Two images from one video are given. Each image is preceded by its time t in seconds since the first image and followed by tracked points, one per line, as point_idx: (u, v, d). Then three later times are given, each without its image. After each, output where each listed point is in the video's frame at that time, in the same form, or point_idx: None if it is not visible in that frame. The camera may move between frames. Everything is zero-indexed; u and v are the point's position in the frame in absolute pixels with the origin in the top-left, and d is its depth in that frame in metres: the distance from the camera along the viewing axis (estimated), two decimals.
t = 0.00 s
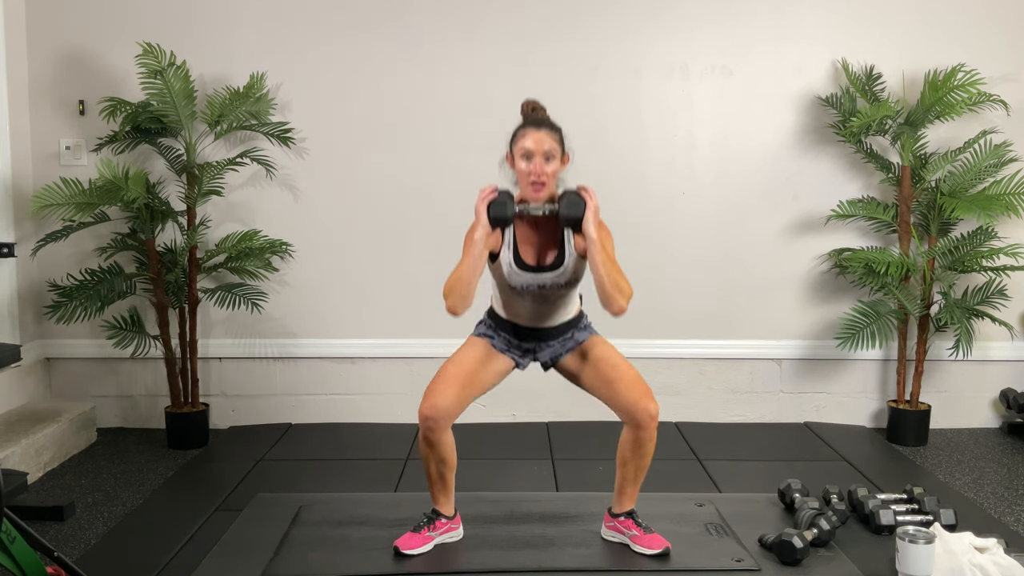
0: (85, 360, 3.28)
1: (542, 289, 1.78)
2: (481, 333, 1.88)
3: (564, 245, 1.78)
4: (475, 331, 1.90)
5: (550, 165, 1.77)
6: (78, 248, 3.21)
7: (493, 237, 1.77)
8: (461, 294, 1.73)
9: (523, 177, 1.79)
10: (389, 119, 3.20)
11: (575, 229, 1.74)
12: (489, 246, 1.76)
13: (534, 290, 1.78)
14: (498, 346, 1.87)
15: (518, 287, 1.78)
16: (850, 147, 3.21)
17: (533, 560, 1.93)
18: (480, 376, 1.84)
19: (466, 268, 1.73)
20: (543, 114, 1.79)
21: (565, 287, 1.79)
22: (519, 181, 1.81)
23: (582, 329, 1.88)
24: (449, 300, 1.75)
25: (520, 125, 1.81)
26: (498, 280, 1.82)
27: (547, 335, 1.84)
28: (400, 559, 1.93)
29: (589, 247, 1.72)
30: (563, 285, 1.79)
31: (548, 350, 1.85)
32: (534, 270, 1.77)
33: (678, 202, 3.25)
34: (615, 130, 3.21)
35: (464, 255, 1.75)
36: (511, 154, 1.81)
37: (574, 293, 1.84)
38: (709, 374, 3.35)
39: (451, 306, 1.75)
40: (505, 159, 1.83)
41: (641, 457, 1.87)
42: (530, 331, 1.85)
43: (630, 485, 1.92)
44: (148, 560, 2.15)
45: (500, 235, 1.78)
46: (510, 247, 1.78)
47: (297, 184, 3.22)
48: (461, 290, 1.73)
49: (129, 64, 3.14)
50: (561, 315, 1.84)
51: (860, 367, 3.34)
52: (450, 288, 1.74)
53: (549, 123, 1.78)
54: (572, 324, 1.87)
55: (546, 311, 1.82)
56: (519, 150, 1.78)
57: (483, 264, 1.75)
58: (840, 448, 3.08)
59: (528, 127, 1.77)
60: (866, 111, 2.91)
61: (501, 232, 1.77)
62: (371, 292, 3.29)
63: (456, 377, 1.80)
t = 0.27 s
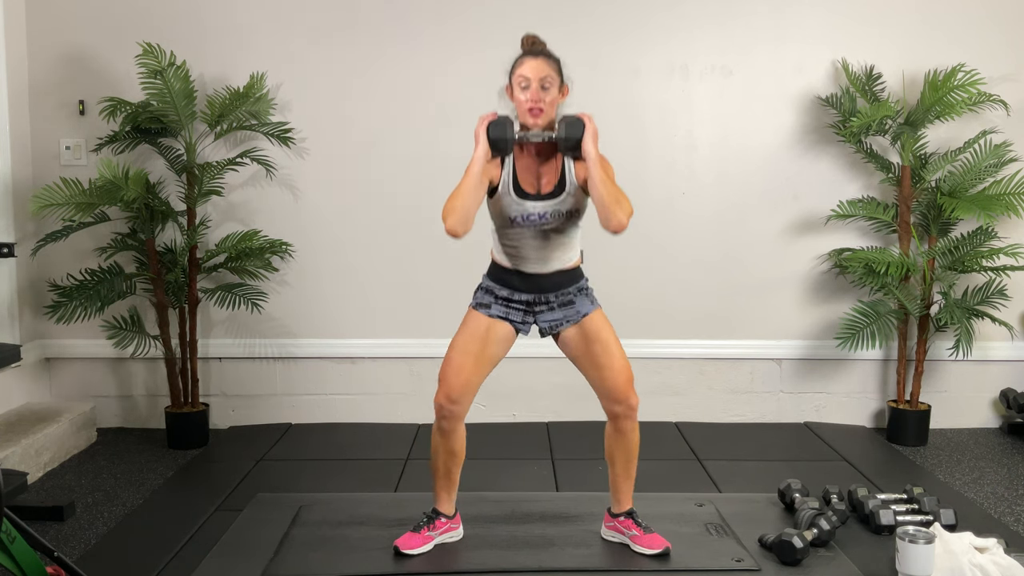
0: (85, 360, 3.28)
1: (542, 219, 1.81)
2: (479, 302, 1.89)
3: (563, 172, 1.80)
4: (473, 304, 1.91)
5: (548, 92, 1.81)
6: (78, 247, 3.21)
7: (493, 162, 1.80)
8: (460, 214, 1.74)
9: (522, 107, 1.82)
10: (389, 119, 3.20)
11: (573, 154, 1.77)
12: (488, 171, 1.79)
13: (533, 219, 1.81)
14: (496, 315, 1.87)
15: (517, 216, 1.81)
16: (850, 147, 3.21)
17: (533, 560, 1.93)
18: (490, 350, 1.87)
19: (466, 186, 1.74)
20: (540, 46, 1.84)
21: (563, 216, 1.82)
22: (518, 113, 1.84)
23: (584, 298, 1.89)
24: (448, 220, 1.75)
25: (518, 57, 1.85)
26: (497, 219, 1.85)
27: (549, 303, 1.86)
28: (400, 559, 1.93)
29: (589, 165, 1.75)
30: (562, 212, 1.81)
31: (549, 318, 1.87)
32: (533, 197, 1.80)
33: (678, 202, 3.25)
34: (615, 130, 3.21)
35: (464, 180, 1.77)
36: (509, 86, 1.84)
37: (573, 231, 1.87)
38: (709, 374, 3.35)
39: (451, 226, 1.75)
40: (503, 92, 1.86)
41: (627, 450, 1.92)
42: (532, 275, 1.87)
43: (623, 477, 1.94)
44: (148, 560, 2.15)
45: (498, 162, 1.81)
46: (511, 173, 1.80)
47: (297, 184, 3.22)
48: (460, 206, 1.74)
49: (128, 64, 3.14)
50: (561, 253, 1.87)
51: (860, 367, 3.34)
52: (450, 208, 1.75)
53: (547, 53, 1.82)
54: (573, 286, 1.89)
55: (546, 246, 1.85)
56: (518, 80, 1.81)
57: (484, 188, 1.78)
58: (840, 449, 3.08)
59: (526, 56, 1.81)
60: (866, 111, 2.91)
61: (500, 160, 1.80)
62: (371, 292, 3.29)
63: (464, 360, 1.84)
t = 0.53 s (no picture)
0: (85, 360, 3.28)
1: (541, 186, 1.83)
2: (478, 298, 1.89)
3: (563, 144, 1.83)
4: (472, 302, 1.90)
5: (548, 68, 1.83)
6: (78, 247, 3.21)
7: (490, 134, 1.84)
8: (459, 178, 1.76)
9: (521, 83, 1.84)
10: (389, 119, 3.20)
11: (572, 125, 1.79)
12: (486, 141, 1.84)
13: (532, 186, 1.82)
14: (494, 313, 1.86)
15: (515, 184, 1.83)
16: (851, 147, 3.21)
17: (532, 560, 1.93)
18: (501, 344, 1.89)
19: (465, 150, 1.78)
20: (542, 24, 1.85)
21: (562, 184, 1.84)
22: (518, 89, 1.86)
23: (582, 293, 1.89)
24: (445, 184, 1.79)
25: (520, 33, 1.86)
26: (494, 189, 1.87)
27: (547, 296, 1.86)
28: (400, 559, 1.93)
29: (590, 138, 1.77)
30: (562, 179, 1.83)
31: (547, 313, 1.86)
32: (531, 163, 1.82)
33: (678, 202, 3.25)
34: (614, 130, 3.21)
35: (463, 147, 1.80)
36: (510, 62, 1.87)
37: (572, 202, 1.89)
38: (709, 374, 3.35)
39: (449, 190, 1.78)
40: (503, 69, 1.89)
41: (610, 448, 1.93)
42: (530, 248, 1.88)
43: (614, 476, 1.94)
44: (148, 561, 2.15)
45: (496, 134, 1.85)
46: (510, 144, 1.83)
47: (297, 184, 3.22)
48: (457, 171, 1.77)
49: (128, 64, 3.14)
50: (559, 225, 1.88)
51: (860, 367, 3.34)
52: (447, 173, 1.78)
53: (548, 30, 1.84)
54: (571, 275, 1.89)
55: (544, 216, 1.86)
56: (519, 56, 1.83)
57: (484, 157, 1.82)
58: (840, 448, 3.08)
59: (527, 34, 1.83)
60: (866, 111, 2.91)
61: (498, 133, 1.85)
62: (370, 292, 3.29)
63: (478, 360, 1.87)
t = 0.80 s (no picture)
0: (85, 360, 3.28)
1: (541, 183, 1.83)
2: (479, 301, 1.89)
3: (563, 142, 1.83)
4: (472, 305, 1.90)
5: (547, 68, 1.83)
6: (79, 248, 3.21)
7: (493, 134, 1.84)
8: (459, 175, 1.76)
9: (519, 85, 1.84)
10: (389, 119, 3.20)
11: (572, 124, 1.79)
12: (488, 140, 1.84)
13: (532, 183, 1.82)
14: (494, 317, 1.86)
15: (515, 181, 1.83)
16: (851, 147, 3.21)
17: (532, 560, 1.93)
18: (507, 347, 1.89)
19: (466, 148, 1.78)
20: (539, 25, 1.85)
21: (562, 182, 1.84)
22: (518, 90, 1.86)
23: (581, 296, 1.89)
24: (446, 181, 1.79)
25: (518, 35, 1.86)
26: (494, 186, 1.87)
27: (548, 298, 1.86)
28: (400, 559, 1.93)
29: (589, 137, 1.77)
30: (562, 177, 1.83)
31: (547, 313, 1.85)
32: (531, 161, 1.83)
33: (678, 202, 3.25)
34: (614, 130, 3.21)
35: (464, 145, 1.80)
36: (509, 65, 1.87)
37: (572, 201, 1.89)
38: (709, 374, 3.35)
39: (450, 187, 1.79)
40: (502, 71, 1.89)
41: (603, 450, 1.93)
42: (530, 246, 1.87)
43: (613, 477, 1.94)
44: (148, 561, 2.15)
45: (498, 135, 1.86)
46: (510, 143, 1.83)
47: (297, 184, 3.22)
48: (458, 168, 1.77)
49: (128, 63, 3.14)
50: (558, 223, 1.88)
51: (860, 367, 3.34)
52: (448, 169, 1.78)
53: (547, 33, 1.84)
54: (570, 278, 1.89)
55: (544, 213, 1.86)
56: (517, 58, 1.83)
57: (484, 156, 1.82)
58: (840, 448, 3.08)
59: (526, 36, 1.83)
60: (866, 111, 2.91)
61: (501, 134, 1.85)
62: (370, 292, 3.29)
63: (487, 363, 1.89)
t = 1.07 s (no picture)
0: (85, 360, 3.28)
1: (541, 185, 1.83)
2: (479, 301, 1.89)
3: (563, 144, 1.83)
4: (473, 305, 1.90)
5: (547, 70, 1.84)
6: (79, 248, 3.21)
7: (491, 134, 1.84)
8: (459, 178, 1.76)
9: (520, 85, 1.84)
10: (389, 119, 3.20)
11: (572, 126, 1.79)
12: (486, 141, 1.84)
13: (532, 185, 1.83)
14: (494, 317, 1.86)
15: (515, 183, 1.83)
16: (851, 147, 3.21)
17: (532, 560, 1.93)
18: (507, 348, 1.89)
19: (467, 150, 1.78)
20: (538, 25, 1.86)
21: (562, 183, 1.84)
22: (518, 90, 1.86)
23: (581, 297, 1.88)
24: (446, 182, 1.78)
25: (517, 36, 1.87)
26: (494, 188, 1.87)
27: (548, 299, 1.86)
28: (400, 559, 1.93)
29: (588, 137, 1.77)
30: (562, 178, 1.83)
31: (547, 314, 1.85)
32: (531, 163, 1.83)
33: (678, 202, 3.25)
34: (614, 130, 3.21)
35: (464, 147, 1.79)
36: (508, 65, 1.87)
37: (572, 202, 1.89)
38: (709, 374, 3.35)
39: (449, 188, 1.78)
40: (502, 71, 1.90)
41: (604, 448, 1.93)
42: (530, 246, 1.88)
43: (613, 477, 1.94)
44: (148, 560, 2.15)
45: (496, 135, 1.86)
46: (509, 144, 1.83)
47: (297, 184, 3.22)
48: (459, 170, 1.77)
49: (128, 63, 3.14)
50: (559, 224, 1.88)
51: (860, 367, 3.34)
52: (448, 171, 1.78)
53: (546, 32, 1.84)
54: (570, 278, 1.89)
55: (544, 214, 1.86)
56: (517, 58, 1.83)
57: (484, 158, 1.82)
58: (840, 448, 3.08)
59: (526, 35, 1.83)
60: (866, 111, 2.91)
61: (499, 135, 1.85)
62: (370, 292, 3.29)
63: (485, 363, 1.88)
